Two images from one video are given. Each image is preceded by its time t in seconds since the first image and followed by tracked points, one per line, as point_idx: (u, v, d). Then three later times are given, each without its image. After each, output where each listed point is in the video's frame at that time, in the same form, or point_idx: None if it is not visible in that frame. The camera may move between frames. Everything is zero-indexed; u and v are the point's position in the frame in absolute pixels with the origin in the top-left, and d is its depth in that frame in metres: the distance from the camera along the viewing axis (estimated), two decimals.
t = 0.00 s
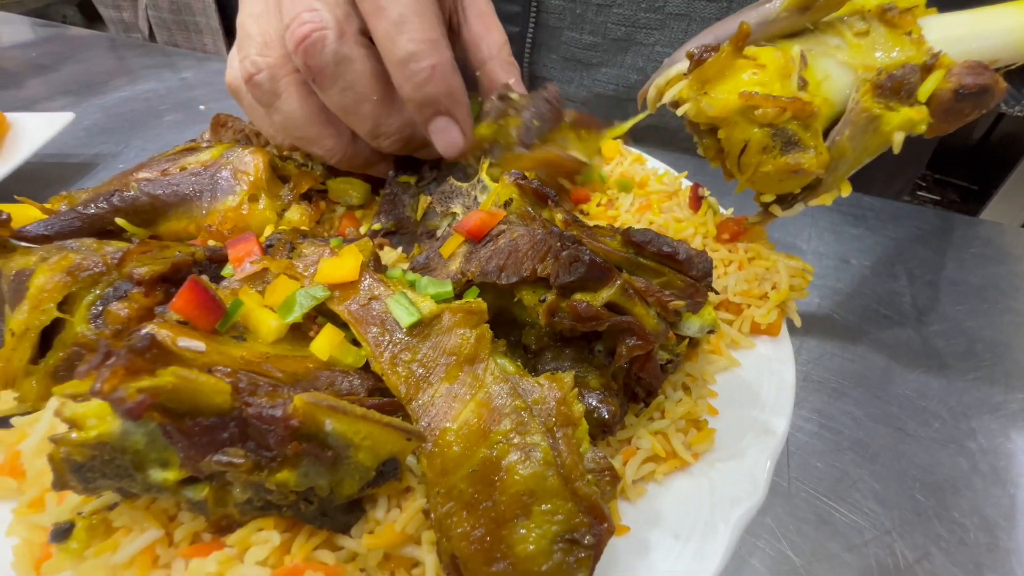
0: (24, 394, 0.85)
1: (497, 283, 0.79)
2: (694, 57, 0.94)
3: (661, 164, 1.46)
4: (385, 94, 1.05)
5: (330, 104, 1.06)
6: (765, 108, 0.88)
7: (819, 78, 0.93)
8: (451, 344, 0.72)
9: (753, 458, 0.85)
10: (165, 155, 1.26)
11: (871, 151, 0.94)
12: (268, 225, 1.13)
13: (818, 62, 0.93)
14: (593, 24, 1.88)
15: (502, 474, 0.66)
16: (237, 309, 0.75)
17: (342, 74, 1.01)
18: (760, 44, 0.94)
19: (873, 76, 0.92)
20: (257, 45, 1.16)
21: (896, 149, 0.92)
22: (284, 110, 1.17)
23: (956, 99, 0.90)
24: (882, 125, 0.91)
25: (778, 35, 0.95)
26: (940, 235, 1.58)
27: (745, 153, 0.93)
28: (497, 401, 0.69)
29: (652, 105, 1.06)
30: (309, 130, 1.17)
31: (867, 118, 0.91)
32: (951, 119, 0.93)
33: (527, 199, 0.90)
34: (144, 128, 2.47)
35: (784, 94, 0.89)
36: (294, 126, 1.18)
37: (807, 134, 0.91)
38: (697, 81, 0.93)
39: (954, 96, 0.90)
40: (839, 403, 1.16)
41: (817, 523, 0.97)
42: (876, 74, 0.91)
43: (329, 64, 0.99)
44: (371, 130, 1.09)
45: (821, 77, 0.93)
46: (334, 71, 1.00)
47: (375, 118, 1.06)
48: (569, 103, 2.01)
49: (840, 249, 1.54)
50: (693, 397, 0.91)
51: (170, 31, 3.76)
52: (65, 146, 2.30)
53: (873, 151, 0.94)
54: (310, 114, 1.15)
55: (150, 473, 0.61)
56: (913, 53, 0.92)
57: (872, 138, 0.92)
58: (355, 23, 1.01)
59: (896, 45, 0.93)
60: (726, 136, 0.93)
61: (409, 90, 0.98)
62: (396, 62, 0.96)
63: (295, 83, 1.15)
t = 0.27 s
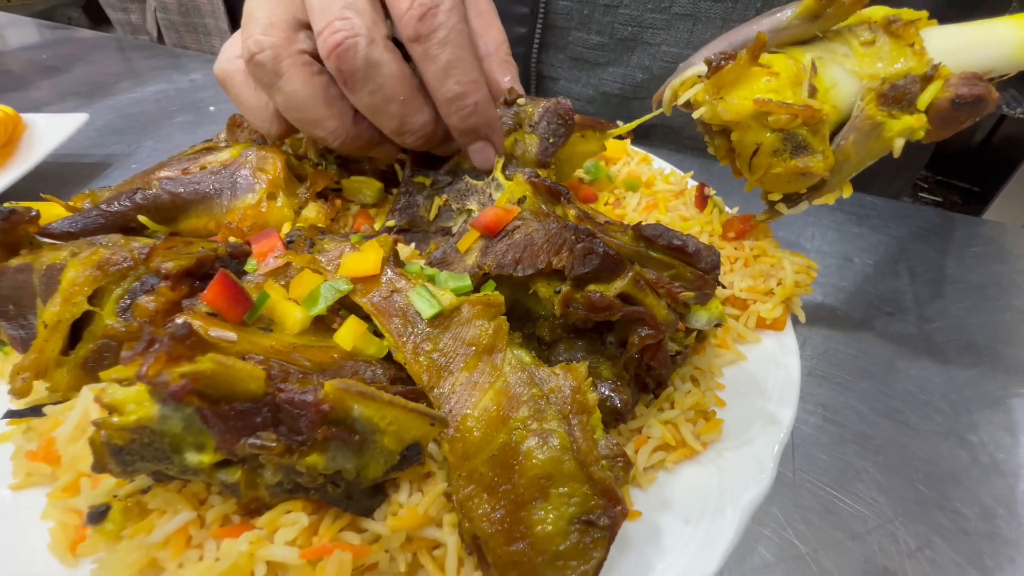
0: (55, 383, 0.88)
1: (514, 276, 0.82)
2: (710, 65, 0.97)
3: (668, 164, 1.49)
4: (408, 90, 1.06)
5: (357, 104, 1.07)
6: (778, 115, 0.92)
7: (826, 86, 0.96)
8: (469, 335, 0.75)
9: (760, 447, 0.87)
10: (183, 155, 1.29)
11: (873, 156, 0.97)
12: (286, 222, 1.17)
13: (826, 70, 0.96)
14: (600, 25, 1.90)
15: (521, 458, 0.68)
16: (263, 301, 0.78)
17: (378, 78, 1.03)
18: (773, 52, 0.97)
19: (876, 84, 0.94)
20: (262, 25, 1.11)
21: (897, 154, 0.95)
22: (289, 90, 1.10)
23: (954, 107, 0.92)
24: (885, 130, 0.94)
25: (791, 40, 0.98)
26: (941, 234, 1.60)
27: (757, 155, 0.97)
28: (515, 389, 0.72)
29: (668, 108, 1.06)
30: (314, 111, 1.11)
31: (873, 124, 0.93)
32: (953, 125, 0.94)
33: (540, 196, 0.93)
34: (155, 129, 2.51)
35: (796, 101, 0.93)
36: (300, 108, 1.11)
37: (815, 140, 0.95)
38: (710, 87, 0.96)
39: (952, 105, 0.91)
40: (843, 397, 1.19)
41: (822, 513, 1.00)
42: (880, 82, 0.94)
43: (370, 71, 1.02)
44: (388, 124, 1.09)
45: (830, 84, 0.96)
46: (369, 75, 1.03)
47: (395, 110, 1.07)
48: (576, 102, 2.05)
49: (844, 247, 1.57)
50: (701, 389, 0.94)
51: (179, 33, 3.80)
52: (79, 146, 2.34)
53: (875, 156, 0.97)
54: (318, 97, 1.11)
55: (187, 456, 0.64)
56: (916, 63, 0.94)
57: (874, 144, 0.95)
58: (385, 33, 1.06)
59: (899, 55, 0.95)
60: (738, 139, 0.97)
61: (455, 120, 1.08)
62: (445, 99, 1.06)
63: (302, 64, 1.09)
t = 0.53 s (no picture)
0: (80, 382, 0.92)
1: (520, 281, 0.85)
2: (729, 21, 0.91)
3: (668, 171, 1.53)
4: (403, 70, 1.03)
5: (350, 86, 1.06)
6: (790, 84, 0.89)
7: (838, 56, 0.94)
8: (479, 338, 0.79)
9: (756, 445, 0.91)
10: (197, 162, 1.32)
11: (871, 135, 0.97)
12: (299, 228, 1.20)
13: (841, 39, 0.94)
14: (604, 32, 1.95)
15: (528, 454, 0.72)
16: (282, 305, 0.82)
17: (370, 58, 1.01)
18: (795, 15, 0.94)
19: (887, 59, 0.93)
20: (239, 11, 1.17)
21: (897, 134, 0.96)
22: (266, 73, 1.15)
23: (955, 89, 0.91)
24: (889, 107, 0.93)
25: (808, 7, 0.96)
26: (936, 239, 1.64)
27: (762, 124, 0.95)
28: (522, 389, 0.76)
29: (674, 66, 1.01)
30: (292, 93, 1.16)
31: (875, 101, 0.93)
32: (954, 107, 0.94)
33: (545, 205, 0.97)
34: (164, 134, 2.56)
35: (809, 71, 0.91)
36: (280, 91, 1.16)
37: (823, 112, 0.93)
38: (724, 46, 0.92)
39: (954, 87, 0.91)
40: (838, 398, 1.23)
41: (815, 509, 1.03)
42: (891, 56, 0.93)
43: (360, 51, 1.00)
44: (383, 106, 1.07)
45: (842, 56, 0.94)
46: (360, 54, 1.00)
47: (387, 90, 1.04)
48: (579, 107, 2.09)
49: (840, 252, 1.61)
50: (700, 389, 0.97)
51: (185, 38, 3.85)
52: (90, 151, 2.39)
53: (874, 134, 0.97)
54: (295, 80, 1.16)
55: (213, 452, 0.68)
56: (925, 42, 0.94)
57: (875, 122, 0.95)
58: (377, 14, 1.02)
59: (913, 32, 0.94)
60: (745, 105, 0.94)
61: (458, 103, 1.06)
62: (445, 81, 1.03)
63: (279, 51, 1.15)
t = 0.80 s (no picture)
0: (91, 383, 0.97)
1: (515, 285, 0.89)
2: (718, 10, 0.92)
3: (662, 177, 1.57)
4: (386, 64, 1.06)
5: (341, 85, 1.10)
6: (775, 74, 0.90)
7: (822, 51, 0.95)
8: (476, 340, 0.83)
9: (743, 443, 0.94)
10: (204, 169, 1.36)
11: (855, 135, 0.97)
12: (302, 234, 1.25)
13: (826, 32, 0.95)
14: (600, 39, 1.99)
15: (522, 451, 0.76)
16: (287, 308, 0.86)
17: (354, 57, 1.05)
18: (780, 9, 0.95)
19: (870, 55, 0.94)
20: (234, 27, 1.25)
21: (880, 132, 0.96)
22: (261, 81, 1.22)
23: (937, 89, 0.93)
24: (873, 103, 0.94)
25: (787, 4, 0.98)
26: (924, 244, 1.68)
27: (746, 118, 0.95)
28: (517, 388, 0.80)
29: (657, 62, 1.01)
30: (290, 98, 1.22)
31: (862, 95, 0.93)
32: (931, 109, 0.95)
33: (540, 212, 1.01)
34: (169, 139, 2.60)
35: (795, 63, 0.91)
36: (275, 95, 1.23)
37: (808, 106, 0.94)
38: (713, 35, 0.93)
39: (936, 86, 0.93)
40: (825, 398, 1.26)
41: (802, 506, 1.07)
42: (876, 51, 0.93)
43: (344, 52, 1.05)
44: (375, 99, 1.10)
45: (825, 54, 0.95)
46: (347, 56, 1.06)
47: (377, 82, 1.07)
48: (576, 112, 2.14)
49: (831, 256, 1.65)
50: (689, 390, 1.01)
51: (188, 44, 3.91)
52: (96, 156, 2.43)
53: (857, 132, 0.96)
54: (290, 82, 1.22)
55: (223, 447, 0.71)
56: (906, 41, 0.95)
57: (858, 119, 0.95)
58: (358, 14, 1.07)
59: (895, 31, 0.95)
60: (729, 98, 0.94)
61: (432, 90, 1.08)
62: (417, 69, 1.05)
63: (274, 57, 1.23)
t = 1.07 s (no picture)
0: (118, 374, 1.04)
1: (511, 284, 0.97)
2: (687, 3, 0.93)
3: (654, 182, 1.64)
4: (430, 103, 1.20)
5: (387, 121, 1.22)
6: (744, 57, 0.87)
7: (791, 39, 0.90)
8: (476, 333, 0.90)
9: (722, 430, 1.02)
10: (219, 176, 1.44)
11: (840, 119, 0.89)
12: (313, 236, 1.32)
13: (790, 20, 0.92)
14: (594, 49, 2.08)
15: (517, 433, 0.83)
16: (303, 304, 0.94)
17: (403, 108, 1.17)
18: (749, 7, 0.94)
19: (838, 40, 0.89)
20: (279, 57, 1.28)
21: (863, 113, 0.87)
22: (306, 112, 1.27)
23: (914, 69, 0.84)
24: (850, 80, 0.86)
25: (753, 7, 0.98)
26: (905, 247, 1.76)
27: (723, 103, 0.89)
28: (513, 377, 0.87)
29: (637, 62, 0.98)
30: (329, 127, 1.28)
31: (838, 76, 0.87)
32: (920, 87, 0.85)
33: (536, 216, 1.09)
34: (179, 144, 2.69)
35: (769, 43, 0.87)
36: (315, 125, 1.28)
37: (786, 89, 0.89)
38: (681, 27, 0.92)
39: (914, 65, 0.84)
40: (805, 392, 1.34)
41: (779, 491, 1.14)
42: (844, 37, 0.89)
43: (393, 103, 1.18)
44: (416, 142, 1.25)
45: (795, 42, 0.90)
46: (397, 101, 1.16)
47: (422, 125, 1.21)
48: (572, 119, 2.22)
49: (815, 259, 1.73)
50: (674, 381, 1.09)
51: (194, 51, 3.99)
52: (109, 161, 2.51)
53: (838, 116, 0.89)
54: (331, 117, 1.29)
55: (247, 429, 0.79)
56: (874, 31, 0.90)
57: (837, 98, 0.87)
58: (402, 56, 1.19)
59: (860, 22, 0.91)
60: (705, 85, 0.90)
61: (468, 127, 1.25)
62: (457, 110, 1.22)
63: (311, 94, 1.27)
